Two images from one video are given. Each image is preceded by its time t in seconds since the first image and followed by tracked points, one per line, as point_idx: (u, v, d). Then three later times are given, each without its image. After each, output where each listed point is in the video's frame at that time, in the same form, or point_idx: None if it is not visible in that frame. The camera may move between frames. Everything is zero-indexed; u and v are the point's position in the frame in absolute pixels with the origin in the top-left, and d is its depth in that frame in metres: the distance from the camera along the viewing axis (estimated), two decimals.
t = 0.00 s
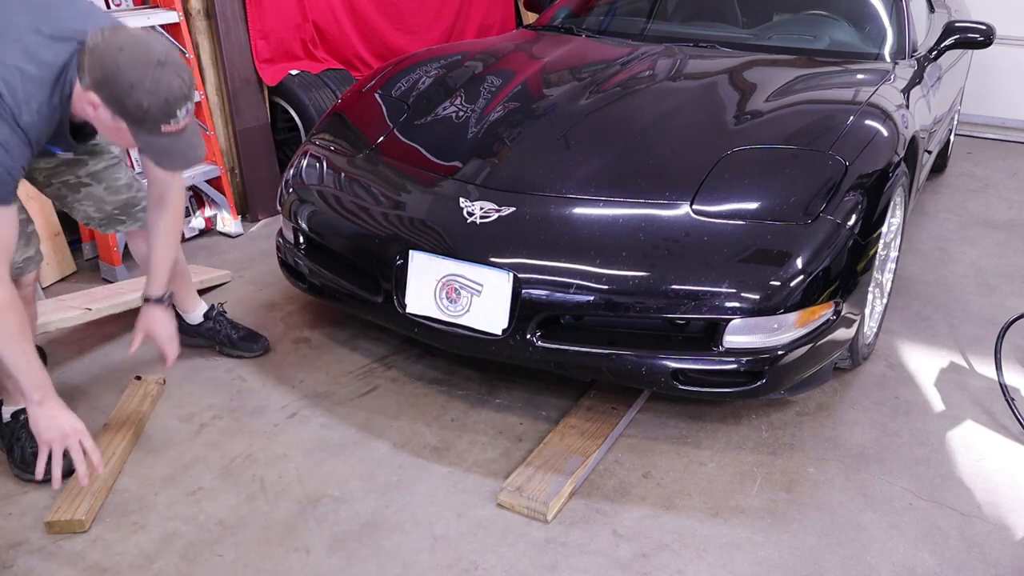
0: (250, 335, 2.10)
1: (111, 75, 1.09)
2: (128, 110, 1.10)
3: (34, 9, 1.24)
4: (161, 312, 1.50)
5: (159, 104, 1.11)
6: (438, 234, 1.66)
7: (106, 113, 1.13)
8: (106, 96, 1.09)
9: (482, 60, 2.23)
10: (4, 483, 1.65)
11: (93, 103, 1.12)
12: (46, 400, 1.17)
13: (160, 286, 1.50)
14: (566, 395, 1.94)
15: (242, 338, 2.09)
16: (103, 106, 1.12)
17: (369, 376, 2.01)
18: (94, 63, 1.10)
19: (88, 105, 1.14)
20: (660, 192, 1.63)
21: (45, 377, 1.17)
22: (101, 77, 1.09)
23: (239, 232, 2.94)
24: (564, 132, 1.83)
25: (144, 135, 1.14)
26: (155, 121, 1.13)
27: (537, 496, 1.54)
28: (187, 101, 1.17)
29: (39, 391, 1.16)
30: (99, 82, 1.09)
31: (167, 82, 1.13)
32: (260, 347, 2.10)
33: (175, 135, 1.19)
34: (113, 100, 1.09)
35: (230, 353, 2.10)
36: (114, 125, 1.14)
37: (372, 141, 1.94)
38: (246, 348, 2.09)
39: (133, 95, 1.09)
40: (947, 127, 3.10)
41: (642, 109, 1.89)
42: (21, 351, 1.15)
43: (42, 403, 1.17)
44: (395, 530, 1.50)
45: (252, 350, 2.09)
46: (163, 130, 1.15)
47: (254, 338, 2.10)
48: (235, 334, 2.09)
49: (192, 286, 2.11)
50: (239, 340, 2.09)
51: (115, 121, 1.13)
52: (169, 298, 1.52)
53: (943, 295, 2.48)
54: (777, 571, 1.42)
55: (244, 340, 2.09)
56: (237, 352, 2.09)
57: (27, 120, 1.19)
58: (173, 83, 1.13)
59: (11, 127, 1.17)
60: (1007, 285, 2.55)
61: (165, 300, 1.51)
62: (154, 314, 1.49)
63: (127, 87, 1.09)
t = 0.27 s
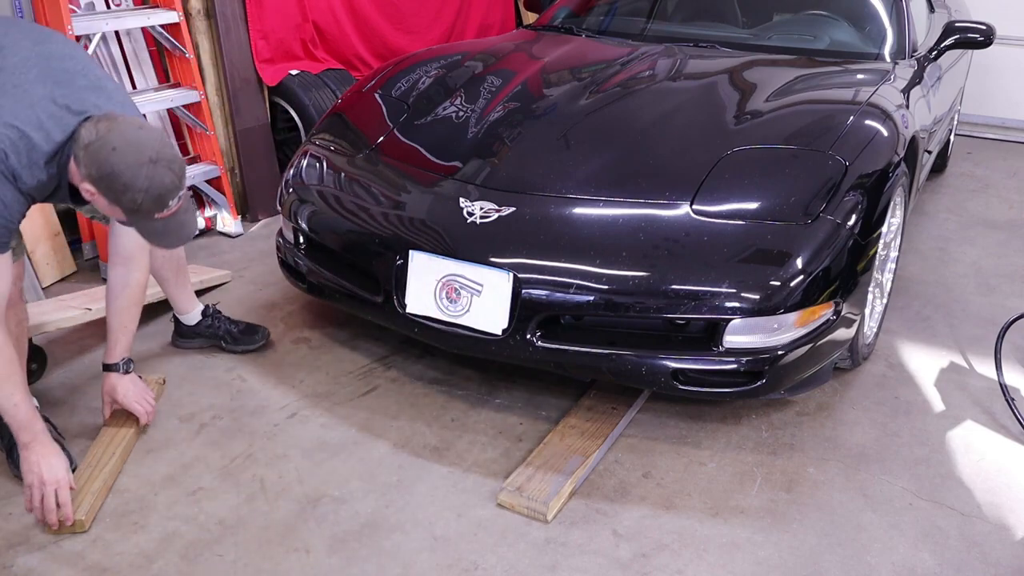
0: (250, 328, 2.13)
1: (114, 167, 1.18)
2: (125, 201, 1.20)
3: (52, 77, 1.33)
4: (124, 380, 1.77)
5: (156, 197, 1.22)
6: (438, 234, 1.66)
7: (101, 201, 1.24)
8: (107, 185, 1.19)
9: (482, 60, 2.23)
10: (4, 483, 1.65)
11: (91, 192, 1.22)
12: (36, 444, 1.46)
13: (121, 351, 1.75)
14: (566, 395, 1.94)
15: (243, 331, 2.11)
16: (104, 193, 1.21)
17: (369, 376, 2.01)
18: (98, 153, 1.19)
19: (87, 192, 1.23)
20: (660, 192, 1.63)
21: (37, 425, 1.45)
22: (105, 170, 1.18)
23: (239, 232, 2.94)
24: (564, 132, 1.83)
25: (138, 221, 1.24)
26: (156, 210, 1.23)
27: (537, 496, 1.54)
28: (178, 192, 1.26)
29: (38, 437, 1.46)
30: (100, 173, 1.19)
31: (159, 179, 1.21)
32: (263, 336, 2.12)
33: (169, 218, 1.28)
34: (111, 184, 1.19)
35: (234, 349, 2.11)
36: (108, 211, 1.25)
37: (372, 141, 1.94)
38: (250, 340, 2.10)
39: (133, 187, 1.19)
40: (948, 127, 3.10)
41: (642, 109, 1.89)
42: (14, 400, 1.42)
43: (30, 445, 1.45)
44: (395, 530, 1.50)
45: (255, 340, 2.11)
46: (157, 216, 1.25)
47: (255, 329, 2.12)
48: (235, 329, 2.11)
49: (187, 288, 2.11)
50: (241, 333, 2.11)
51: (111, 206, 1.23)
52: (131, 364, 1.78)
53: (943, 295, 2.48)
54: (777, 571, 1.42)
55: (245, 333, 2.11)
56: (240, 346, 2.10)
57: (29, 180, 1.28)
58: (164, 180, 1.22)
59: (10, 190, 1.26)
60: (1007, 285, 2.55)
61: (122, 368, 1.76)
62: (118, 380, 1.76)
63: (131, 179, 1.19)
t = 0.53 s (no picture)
0: (253, 327, 2.15)
1: (90, 213, 1.19)
2: (102, 243, 1.23)
3: (45, 99, 1.33)
4: (168, 376, 1.69)
5: (132, 242, 1.24)
6: (438, 234, 1.66)
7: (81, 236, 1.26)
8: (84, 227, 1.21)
9: (482, 60, 2.23)
10: (4, 483, 1.65)
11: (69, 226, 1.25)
12: (32, 446, 1.44)
13: (165, 348, 1.68)
14: (566, 395, 1.94)
15: (247, 329, 2.13)
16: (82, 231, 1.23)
17: (369, 376, 2.01)
18: (75, 197, 1.20)
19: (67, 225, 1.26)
20: (660, 192, 1.63)
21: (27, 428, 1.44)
22: (82, 214, 1.20)
23: (239, 232, 2.94)
24: (564, 132, 1.83)
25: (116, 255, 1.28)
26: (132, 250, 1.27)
27: (537, 497, 1.54)
28: (157, 233, 1.28)
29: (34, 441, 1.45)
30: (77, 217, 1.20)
31: (137, 224, 1.23)
32: (266, 334, 2.14)
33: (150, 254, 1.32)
34: (89, 228, 1.21)
35: (238, 348, 2.12)
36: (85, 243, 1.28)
37: (372, 141, 1.94)
38: (254, 338, 2.12)
39: (110, 234, 1.21)
40: (948, 127, 3.10)
41: (642, 109, 1.89)
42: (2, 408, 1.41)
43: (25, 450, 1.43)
44: (395, 530, 1.50)
45: (260, 338, 2.13)
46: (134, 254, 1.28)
47: (257, 328, 2.15)
48: (239, 327, 2.13)
49: (193, 286, 2.11)
50: (245, 331, 2.13)
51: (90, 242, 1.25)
52: (175, 360, 1.70)
53: (943, 295, 2.48)
54: (777, 571, 1.42)
55: (249, 332, 2.13)
56: (245, 344, 2.12)
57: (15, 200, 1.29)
58: (142, 225, 1.24)
59: None
60: (1007, 285, 2.55)
61: (167, 365, 1.68)
62: (162, 378, 1.68)
63: (107, 226, 1.21)
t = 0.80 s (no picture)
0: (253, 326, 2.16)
1: (87, 247, 1.20)
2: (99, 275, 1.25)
3: (48, 118, 1.34)
4: (260, 360, 1.81)
5: (126, 276, 1.26)
6: (438, 234, 1.66)
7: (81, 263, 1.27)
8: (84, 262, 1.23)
9: (482, 60, 2.23)
10: (4, 483, 1.65)
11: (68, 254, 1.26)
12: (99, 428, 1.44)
13: (251, 335, 1.76)
14: (566, 395, 1.94)
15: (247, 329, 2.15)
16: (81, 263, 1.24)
17: (369, 376, 2.01)
18: (71, 231, 1.21)
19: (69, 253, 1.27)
20: (660, 192, 1.63)
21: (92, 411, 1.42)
22: (79, 251, 1.21)
23: (239, 232, 2.94)
24: (564, 132, 1.83)
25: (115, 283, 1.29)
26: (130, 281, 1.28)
27: (537, 497, 1.54)
28: (155, 263, 1.28)
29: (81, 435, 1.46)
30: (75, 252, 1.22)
31: (132, 258, 1.24)
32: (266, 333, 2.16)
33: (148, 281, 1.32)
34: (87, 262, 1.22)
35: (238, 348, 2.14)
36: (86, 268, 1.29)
37: (372, 141, 1.94)
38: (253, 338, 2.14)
39: (105, 270, 1.23)
40: (948, 127, 3.10)
41: (642, 109, 1.89)
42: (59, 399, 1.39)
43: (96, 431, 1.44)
44: (396, 530, 1.50)
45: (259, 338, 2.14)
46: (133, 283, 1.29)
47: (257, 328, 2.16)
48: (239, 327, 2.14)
49: (195, 288, 2.10)
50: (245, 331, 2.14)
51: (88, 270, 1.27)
52: (264, 345, 1.80)
53: (943, 295, 2.48)
54: (777, 571, 1.42)
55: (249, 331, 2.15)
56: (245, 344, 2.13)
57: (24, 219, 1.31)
58: (138, 258, 1.25)
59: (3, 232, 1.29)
60: (1007, 285, 2.55)
61: (257, 350, 1.79)
62: (254, 362, 1.80)
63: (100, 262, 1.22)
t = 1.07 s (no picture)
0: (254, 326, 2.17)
1: (93, 268, 1.22)
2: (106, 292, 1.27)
3: (60, 129, 1.35)
4: (261, 369, 1.78)
5: (132, 293, 1.27)
6: (437, 234, 1.66)
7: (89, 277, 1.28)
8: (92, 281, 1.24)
9: (482, 60, 2.23)
10: (4, 483, 1.65)
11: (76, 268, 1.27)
12: (108, 446, 1.41)
13: (253, 342, 1.73)
14: (566, 395, 1.94)
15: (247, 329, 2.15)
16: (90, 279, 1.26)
17: (369, 376, 2.01)
18: (78, 252, 1.22)
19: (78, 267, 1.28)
20: (660, 192, 1.63)
21: (100, 428, 1.40)
22: (87, 270, 1.23)
23: (239, 232, 2.94)
24: (564, 132, 1.83)
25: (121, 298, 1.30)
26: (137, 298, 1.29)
27: (537, 497, 1.54)
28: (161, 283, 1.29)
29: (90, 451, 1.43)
30: (83, 271, 1.23)
31: (137, 280, 1.25)
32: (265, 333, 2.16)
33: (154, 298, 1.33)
34: (95, 280, 1.24)
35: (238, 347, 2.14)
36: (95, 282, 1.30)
37: (372, 141, 1.94)
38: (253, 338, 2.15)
39: (111, 289, 1.25)
40: (947, 127, 3.10)
41: (642, 109, 1.89)
42: (69, 414, 1.38)
43: (103, 450, 1.40)
44: (396, 530, 1.50)
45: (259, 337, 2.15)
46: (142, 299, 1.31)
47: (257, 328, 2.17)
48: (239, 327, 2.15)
49: (195, 288, 2.09)
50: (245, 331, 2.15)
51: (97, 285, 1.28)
52: (266, 354, 1.77)
53: (943, 295, 2.48)
54: (777, 571, 1.42)
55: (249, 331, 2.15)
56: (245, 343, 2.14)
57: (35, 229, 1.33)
58: (143, 280, 1.26)
59: (16, 242, 1.31)
60: (1007, 285, 2.55)
61: (258, 358, 1.76)
62: (254, 370, 1.77)
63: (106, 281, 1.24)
